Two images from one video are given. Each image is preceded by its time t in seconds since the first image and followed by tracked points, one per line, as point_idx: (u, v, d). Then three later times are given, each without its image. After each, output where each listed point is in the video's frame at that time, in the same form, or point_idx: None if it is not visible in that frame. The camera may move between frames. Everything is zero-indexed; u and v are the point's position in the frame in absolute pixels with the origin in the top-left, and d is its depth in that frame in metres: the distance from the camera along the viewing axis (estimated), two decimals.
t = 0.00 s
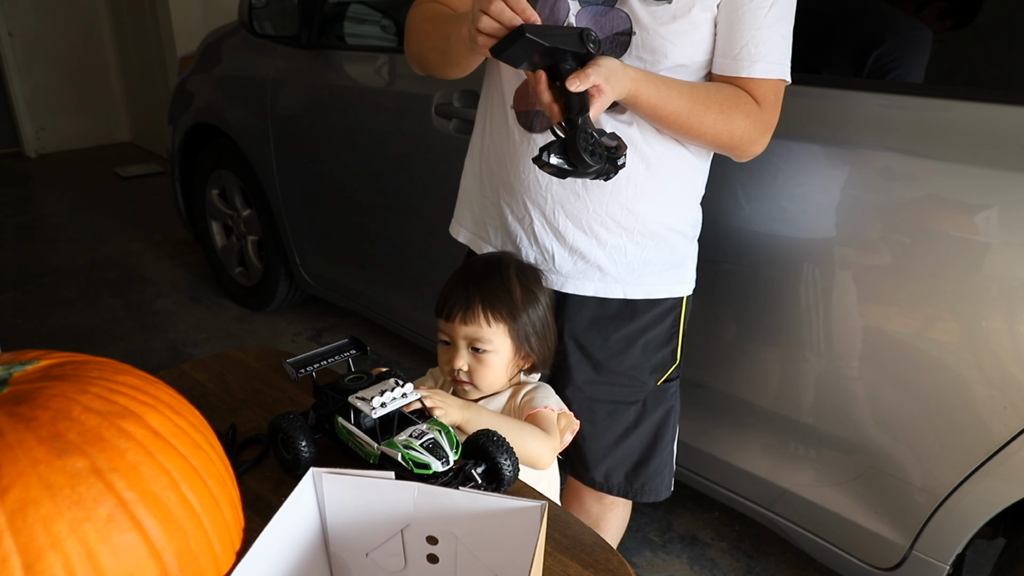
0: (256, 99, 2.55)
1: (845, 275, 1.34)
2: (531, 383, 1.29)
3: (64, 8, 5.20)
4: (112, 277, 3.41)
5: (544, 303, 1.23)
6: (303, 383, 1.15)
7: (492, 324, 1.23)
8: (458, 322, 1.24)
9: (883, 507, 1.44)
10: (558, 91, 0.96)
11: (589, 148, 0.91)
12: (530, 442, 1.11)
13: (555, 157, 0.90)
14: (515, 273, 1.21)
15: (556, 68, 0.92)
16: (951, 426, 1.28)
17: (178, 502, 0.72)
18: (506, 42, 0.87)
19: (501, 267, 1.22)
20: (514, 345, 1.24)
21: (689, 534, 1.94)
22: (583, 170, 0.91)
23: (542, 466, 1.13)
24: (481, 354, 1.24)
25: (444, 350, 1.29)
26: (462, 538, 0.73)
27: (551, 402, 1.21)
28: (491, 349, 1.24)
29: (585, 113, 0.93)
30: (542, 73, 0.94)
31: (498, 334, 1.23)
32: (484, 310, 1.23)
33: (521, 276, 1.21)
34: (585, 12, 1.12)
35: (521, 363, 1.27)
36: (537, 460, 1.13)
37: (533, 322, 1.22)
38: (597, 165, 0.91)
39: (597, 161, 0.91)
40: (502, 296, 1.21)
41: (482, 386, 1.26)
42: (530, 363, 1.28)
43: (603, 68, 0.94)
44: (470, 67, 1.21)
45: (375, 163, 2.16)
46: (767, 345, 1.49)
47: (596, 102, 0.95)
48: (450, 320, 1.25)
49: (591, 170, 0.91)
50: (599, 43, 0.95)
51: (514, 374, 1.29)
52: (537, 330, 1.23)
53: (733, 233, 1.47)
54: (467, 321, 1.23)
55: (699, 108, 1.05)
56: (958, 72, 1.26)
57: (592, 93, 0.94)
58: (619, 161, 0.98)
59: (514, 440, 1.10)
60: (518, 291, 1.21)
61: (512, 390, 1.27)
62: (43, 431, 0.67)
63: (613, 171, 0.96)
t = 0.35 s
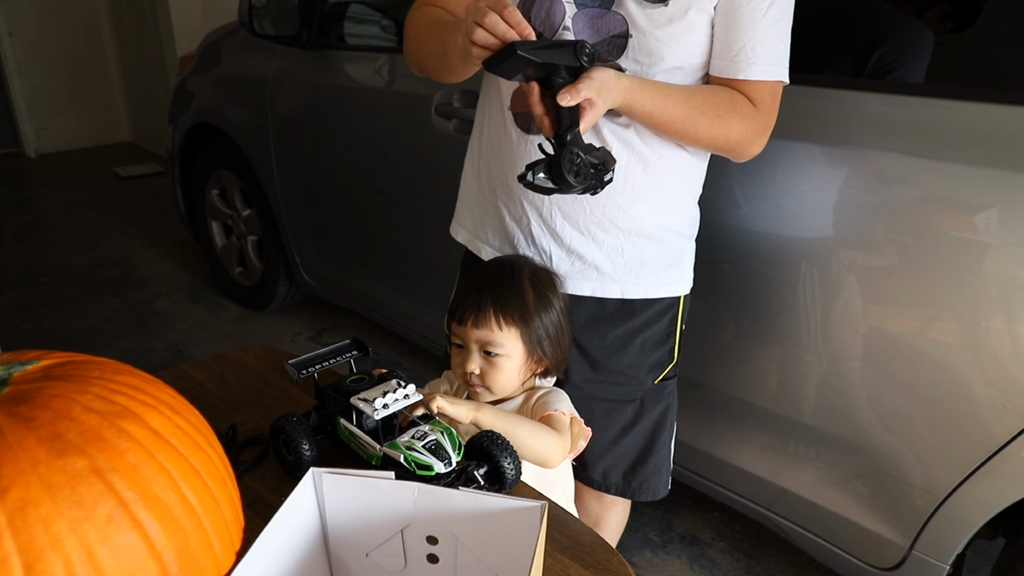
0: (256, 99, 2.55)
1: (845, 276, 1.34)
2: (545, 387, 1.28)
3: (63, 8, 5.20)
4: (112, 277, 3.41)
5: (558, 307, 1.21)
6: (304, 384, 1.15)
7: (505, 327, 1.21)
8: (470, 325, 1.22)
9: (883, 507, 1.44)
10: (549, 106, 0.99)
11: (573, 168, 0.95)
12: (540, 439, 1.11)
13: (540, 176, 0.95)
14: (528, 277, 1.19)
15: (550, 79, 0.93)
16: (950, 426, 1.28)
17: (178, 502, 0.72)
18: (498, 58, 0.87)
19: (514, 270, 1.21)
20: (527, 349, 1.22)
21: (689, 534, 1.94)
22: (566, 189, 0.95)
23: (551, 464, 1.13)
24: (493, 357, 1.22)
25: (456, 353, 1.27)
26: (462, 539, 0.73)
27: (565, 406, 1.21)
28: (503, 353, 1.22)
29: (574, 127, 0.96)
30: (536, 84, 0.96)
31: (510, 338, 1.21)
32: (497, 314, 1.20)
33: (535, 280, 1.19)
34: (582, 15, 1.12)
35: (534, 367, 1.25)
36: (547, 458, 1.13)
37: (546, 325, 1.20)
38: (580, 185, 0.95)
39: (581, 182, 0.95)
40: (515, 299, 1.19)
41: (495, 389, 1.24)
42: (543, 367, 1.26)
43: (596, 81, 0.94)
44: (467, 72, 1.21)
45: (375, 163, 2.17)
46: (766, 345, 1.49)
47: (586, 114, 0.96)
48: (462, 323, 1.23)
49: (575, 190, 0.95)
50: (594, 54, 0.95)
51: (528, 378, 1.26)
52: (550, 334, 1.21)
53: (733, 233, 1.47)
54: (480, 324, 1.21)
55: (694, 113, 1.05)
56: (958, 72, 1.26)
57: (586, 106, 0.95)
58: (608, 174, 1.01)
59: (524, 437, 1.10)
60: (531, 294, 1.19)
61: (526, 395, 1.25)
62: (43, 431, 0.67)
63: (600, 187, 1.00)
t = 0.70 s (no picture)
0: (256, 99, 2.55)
1: (844, 276, 1.34)
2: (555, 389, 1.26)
3: (64, 9, 5.20)
4: (112, 277, 3.41)
5: (571, 312, 1.19)
6: (303, 384, 1.15)
7: (517, 327, 1.20)
8: (482, 322, 1.21)
9: (883, 507, 1.44)
10: (547, 131, 0.97)
11: (570, 204, 0.98)
12: (541, 424, 1.13)
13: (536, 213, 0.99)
14: (544, 279, 1.18)
15: (550, 106, 0.93)
16: (950, 427, 1.28)
17: (178, 502, 0.72)
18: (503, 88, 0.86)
19: (528, 270, 1.19)
20: (538, 350, 1.21)
21: (688, 534, 1.94)
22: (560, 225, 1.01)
23: (555, 444, 1.15)
24: (504, 357, 1.21)
25: (467, 349, 1.26)
26: (462, 538, 0.73)
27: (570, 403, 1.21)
28: (515, 353, 1.21)
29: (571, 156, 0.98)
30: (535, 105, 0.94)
31: (522, 339, 1.20)
32: (510, 313, 1.19)
33: (551, 283, 1.18)
34: (563, 22, 1.11)
35: (544, 370, 1.24)
36: (550, 439, 1.14)
37: (558, 329, 1.19)
38: (574, 220, 1.00)
39: (575, 216, 1.00)
40: (529, 300, 1.17)
41: (503, 389, 1.22)
42: (553, 371, 1.25)
43: (594, 109, 0.94)
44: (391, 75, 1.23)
45: (375, 163, 2.16)
46: (766, 345, 1.49)
47: (582, 141, 0.97)
48: (475, 319, 1.22)
49: (569, 225, 1.00)
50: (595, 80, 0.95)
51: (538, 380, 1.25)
52: (562, 337, 1.20)
53: (733, 233, 1.47)
54: (491, 322, 1.20)
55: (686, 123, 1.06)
56: (959, 73, 1.25)
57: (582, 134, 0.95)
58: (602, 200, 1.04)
59: (525, 422, 1.11)
60: (546, 296, 1.17)
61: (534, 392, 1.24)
62: (43, 431, 0.67)
63: (595, 216, 1.04)
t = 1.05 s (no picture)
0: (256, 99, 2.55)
1: (844, 276, 1.34)
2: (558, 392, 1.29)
3: (64, 9, 5.20)
4: (112, 277, 3.41)
5: (575, 320, 1.22)
6: (303, 385, 1.15)
7: (518, 330, 1.23)
8: (485, 323, 1.24)
9: (883, 507, 1.44)
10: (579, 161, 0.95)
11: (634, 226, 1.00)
12: (538, 423, 1.15)
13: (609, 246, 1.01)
14: (549, 283, 1.18)
15: (576, 132, 0.91)
16: (949, 427, 1.28)
17: (178, 502, 0.72)
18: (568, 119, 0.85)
19: (534, 274, 1.18)
20: (539, 352, 1.25)
21: (689, 534, 1.94)
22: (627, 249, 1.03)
23: (551, 440, 1.17)
24: (505, 358, 1.25)
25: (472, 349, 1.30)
26: (462, 538, 0.73)
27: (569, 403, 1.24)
28: (515, 354, 1.25)
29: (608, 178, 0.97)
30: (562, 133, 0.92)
31: (522, 340, 1.24)
32: (511, 316, 1.22)
33: (555, 288, 1.19)
34: (515, 47, 1.09)
35: (546, 372, 1.28)
36: (546, 436, 1.16)
37: (561, 334, 1.22)
38: (638, 239, 1.01)
39: (638, 235, 1.01)
40: (532, 305, 1.20)
41: (503, 388, 1.27)
42: (555, 374, 1.28)
43: (616, 123, 0.95)
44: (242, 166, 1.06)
45: (375, 163, 2.16)
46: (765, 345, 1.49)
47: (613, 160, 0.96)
48: (478, 320, 1.24)
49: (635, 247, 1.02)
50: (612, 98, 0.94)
51: (539, 382, 1.29)
52: (564, 343, 1.24)
53: (733, 233, 1.47)
54: (493, 324, 1.23)
55: (677, 109, 1.08)
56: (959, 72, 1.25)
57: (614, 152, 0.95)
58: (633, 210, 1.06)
59: (521, 421, 1.13)
60: (550, 301, 1.19)
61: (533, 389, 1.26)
62: (43, 431, 0.67)
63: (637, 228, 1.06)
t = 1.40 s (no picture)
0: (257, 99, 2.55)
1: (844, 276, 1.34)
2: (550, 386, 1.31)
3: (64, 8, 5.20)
4: (112, 277, 3.41)
5: (564, 311, 1.24)
6: (303, 385, 1.15)
7: (509, 322, 1.24)
8: (476, 317, 1.23)
9: (883, 507, 1.44)
10: (558, 152, 0.97)
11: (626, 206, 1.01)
12: (533, 419, 1.15)
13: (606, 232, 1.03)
14: (539, 276, 1.20)
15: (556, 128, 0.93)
16: (949, 427, 1.28)
17: (178, 502, 0.72)
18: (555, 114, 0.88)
19: (523, 267, 1.20)
20: (531, 345, 1.26)
21: (689, 534, 1.94)
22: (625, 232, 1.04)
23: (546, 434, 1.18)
24: (497, 351, 1.25)
25: (463, 342, 1.30)
26: (461, 537, 0.73)
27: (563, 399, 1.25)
28: (507, 347, 1.25)
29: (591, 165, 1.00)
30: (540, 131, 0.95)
31: (514, 333, 1.25)
32: (504, 310, 1.22)
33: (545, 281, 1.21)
34: (463, 67, 1.09)
35: (538, 365, 1.28)
36: (541, 431, 1.17)
37: (551, 326, 1.24)
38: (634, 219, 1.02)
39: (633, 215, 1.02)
40: (523, 298, 1.20)
41: (495, 381, 1.27)
42: (547, 367, 1.29)
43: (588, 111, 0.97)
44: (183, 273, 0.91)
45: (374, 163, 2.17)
46: (764, 345, 1.49)
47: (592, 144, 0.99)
48: (470, 313, 1.24)
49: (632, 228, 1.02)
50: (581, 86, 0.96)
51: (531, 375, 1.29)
52: (555, 335, 1.25)
53: (732, 234, 1.46)
54: (485, 317, 1.23)
55: (625, 81, 1.15)
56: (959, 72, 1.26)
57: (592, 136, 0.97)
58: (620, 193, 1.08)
59: (518, 417, 1.14)
60: (540, 293, 1.21)
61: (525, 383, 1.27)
62: (43, 431, 0.67)
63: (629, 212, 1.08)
